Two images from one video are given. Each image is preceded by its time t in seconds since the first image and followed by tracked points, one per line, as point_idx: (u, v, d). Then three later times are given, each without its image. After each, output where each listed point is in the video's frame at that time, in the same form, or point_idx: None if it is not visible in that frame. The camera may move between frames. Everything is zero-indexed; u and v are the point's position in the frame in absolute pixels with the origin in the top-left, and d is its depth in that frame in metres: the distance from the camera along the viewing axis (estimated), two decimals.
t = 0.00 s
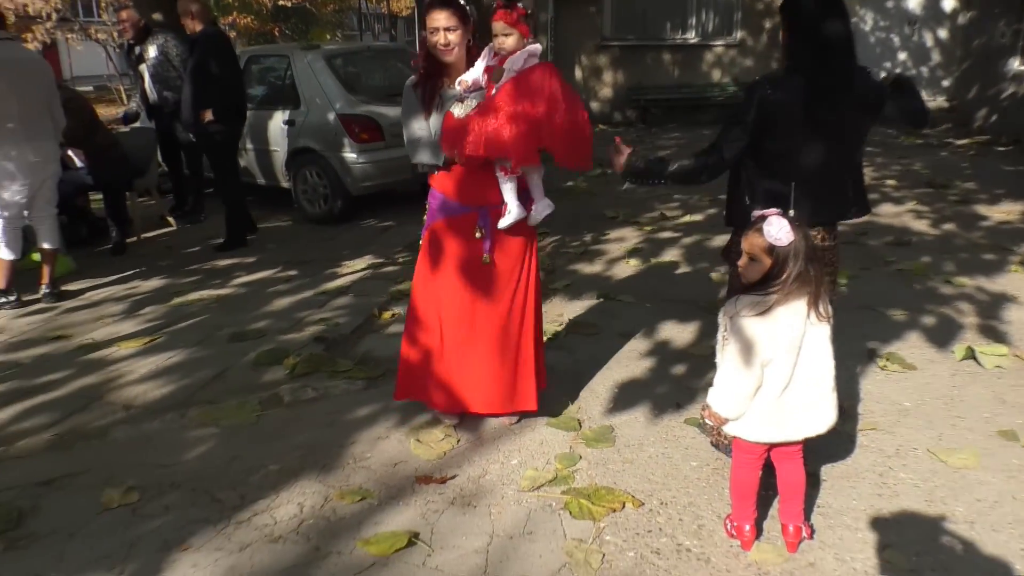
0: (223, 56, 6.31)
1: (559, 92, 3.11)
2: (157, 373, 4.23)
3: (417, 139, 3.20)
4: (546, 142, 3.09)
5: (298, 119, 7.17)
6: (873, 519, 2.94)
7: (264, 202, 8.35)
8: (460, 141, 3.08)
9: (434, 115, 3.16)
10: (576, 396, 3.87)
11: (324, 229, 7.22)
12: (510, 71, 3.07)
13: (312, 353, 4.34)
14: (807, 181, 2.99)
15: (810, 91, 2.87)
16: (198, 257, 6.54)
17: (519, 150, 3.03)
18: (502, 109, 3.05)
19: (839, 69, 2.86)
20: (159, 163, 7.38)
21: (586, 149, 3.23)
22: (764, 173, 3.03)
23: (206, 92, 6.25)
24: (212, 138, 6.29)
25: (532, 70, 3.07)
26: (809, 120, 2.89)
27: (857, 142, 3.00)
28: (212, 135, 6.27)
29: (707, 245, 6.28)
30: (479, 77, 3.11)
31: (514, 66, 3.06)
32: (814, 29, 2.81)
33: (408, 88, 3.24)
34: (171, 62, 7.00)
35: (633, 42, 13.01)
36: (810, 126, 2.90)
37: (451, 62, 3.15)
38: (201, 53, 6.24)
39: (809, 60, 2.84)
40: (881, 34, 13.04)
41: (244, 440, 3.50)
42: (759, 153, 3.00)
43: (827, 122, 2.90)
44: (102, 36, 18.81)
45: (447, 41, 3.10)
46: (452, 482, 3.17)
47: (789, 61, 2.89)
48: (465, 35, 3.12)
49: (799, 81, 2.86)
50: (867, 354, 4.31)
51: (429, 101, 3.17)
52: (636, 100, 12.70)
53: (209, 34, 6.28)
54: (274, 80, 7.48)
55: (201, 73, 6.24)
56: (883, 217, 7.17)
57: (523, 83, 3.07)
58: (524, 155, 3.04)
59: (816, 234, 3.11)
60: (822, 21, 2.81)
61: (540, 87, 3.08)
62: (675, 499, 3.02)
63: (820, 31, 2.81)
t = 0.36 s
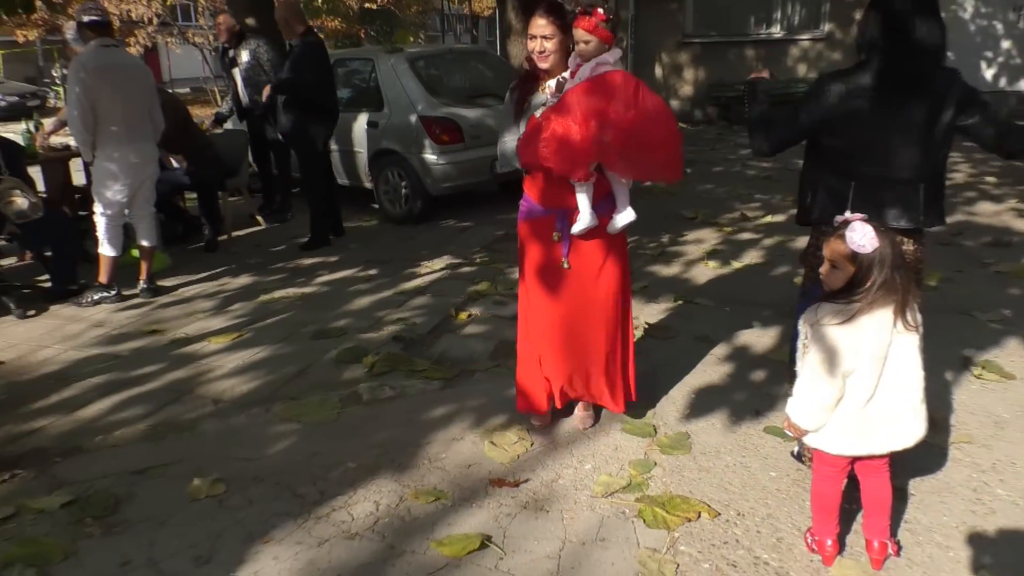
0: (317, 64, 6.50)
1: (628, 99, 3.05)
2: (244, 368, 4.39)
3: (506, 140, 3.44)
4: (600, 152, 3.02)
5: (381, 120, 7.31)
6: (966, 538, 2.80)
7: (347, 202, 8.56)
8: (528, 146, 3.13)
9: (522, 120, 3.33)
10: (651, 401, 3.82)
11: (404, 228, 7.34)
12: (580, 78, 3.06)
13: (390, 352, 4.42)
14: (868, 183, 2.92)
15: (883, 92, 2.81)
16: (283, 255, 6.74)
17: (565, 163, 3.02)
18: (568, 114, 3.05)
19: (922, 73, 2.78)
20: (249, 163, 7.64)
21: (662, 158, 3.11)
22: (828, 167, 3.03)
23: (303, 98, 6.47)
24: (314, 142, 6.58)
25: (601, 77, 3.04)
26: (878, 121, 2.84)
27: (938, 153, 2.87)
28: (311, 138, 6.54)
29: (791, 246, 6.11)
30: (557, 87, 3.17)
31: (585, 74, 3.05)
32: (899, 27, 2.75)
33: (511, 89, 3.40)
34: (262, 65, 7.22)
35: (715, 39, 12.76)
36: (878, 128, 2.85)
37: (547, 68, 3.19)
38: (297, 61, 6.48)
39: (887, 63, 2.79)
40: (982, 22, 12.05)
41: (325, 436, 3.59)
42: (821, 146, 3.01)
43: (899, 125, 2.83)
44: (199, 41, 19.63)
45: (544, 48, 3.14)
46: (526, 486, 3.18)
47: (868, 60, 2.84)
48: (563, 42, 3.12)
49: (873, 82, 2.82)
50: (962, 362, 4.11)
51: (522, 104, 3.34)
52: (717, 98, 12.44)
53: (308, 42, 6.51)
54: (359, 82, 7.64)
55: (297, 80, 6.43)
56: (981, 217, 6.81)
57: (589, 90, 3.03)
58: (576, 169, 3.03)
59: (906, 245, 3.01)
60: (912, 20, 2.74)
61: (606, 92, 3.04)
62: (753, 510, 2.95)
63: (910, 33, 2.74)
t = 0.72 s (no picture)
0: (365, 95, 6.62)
1: (665, 137, 3.06)
2: (282, 397, 4.44)
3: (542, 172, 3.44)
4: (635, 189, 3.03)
5: (424, 153, 7.42)
6: None
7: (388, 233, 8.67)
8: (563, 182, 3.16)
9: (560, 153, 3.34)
10: (687, 439, 3.76)
11: (444, 259, 7.40)
12: (616, 117, 3.10)
13: (426, 384, 4.44)
14: (909, 222, 2.89)
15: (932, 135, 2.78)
16: (324, 285, 6.83)
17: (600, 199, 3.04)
18: (604, 152, 3.08)
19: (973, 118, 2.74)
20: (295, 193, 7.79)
21: (696, 198, 3.09)
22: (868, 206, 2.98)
23: (358, 135, 6.62)
24: (364, 172, 6.68)
25: (638, 116, 3.07)
26: (924, 164, 2.81)
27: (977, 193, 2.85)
28: (361, 169, 6.65)
29: (834, 283, 6.01)
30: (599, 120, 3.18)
31: (622, 114, 3.08)
32: (951, 72, 2.70)
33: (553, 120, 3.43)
34: (309, 99, 7.43)
35: (761, 73, 12.67)
36: (924, 170, 2.82)
37: (590, 104, 3.20)
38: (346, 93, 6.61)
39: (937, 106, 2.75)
40: None
41: (358, 467, 3.61)
42: (863, 184, 2.97)
43: (944, 166, 2.79)
44: (253, 74, 20.20)
45: (586, 85, 3.16)
46: (557, 523, 3.14)
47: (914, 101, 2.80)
48: (604, 79, 3.13)
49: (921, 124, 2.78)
50: (1012, 405, 3.97)
51: (560, 137, 3.36)
52: (762, 133, 12.46)
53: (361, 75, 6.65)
54: (404, 115, 7.77)
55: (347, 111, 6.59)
56: None
57: (627, 129, 3.07)
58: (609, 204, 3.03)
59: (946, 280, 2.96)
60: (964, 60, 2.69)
61: (641, 129, 3.07)
62: (790, 554, 2.88)
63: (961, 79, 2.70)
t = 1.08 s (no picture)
0: (381, 121, 6.66)
1: (688, 167, 3.09)
2: (291, 420, 4.44)
3: (546, 207, 3.29)
4: (664, 219, 3.06)
5: (438, 179, 7.47)
6: None
7: (401, 258, 8.71)
8: (586, 216, 3.11)
9: (567, 186, 3.21)
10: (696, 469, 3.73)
11: (456, 285, 7.43)
12: (633, 149, 3.09)
13: (435, 410, 4.43)
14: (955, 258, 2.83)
15: (964, 171, 2.75)
16: (336, 309, 6.86)
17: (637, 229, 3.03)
18: (627, 184, 3.07)
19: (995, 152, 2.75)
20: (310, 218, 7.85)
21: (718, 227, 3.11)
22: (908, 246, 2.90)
23: (376, 165, 6.65)
24: (378, 198, 6.73)
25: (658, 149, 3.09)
26: (958, 201, 2.78)
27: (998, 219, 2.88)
28: (376, 195, 6.71)
29: (847, 315, 5.97)
30: (604, 154, 3.14)
31: (638, 145, 3.08)
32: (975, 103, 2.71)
33: (548, 156, 3.32)
34: (327, 126, 7.53)
35: (776, 105, 12.76)
36: (955, 209, 2.79)
37: (587, 137, 3.18)
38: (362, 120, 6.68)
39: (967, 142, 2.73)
40: None
41: (364, 493, 3.60)
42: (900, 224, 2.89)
43: (977, 198, 2.79)
44: (272, 99, 20.48)
45: (583, 119, 3.15)
46: (563, 553, 3.12)
47: (946, 139, 2.74)
48: (602, 111, 3.14)
49: (955, 162, 2.74)
50: None
51: (564, 171, 3.24)
52: (778, 163, 12.53)
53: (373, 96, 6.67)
54: (419, 142, 7.84)
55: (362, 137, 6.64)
56: None
57: (648, 162, 3.08)
58: (640, 236, 3.03)
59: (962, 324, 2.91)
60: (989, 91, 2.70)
61: (660, 161, 3.09)
62: None
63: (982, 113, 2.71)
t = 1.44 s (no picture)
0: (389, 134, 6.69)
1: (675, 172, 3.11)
2: (298, 432, 4.45)
3: (529, 220, 3.33)
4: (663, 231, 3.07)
5: (447, 192, 7.48)
6: None
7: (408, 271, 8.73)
8: (585, 225, 3.09)
9: (552, 197, 3.23)
10: (703, 484, 3.72)
11: (464, 298, 7.44)
12: (624, 160, 3.12)
13: (442, 423, 4.43)
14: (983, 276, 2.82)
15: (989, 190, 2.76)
16: (343, 321, 6.88)
17: (633, 239, 3.05)
18: (627, 195, 3.08)
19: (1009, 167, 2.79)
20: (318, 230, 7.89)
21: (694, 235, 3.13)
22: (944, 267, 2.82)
23: (384, 175, 6.66)
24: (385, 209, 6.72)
25: (645, 158, 3.12)
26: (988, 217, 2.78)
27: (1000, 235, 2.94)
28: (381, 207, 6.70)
29: (856, 332, 5.95)
30: (592, 164, 3.22)
31: (629, 157, 3.12)
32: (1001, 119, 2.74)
33: (530, 168, 3.35)
34: (336, 139, 7.54)
35: (784, 120, 12.78)
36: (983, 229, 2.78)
37: (568, 150, 3.23)
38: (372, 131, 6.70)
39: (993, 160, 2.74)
40: None
41: (370, 505, 3.59)
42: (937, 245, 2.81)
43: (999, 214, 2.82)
44: (282, 112, 20.62)
45: (563, 133, 3.19)
46: (570, 567, 3.11)
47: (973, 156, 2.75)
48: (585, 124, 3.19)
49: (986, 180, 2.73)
50: None
51: (547, 183, 3.27)
52: (785, 179, 12.53)
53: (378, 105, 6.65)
54: (428, 155, 7.87)
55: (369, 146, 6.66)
56: None
57: (638, 171, 3.09)
58: (640, 247, 3.05)
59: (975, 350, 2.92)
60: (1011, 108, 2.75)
61: (652, 168, 3.09)
62: None
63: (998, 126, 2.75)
